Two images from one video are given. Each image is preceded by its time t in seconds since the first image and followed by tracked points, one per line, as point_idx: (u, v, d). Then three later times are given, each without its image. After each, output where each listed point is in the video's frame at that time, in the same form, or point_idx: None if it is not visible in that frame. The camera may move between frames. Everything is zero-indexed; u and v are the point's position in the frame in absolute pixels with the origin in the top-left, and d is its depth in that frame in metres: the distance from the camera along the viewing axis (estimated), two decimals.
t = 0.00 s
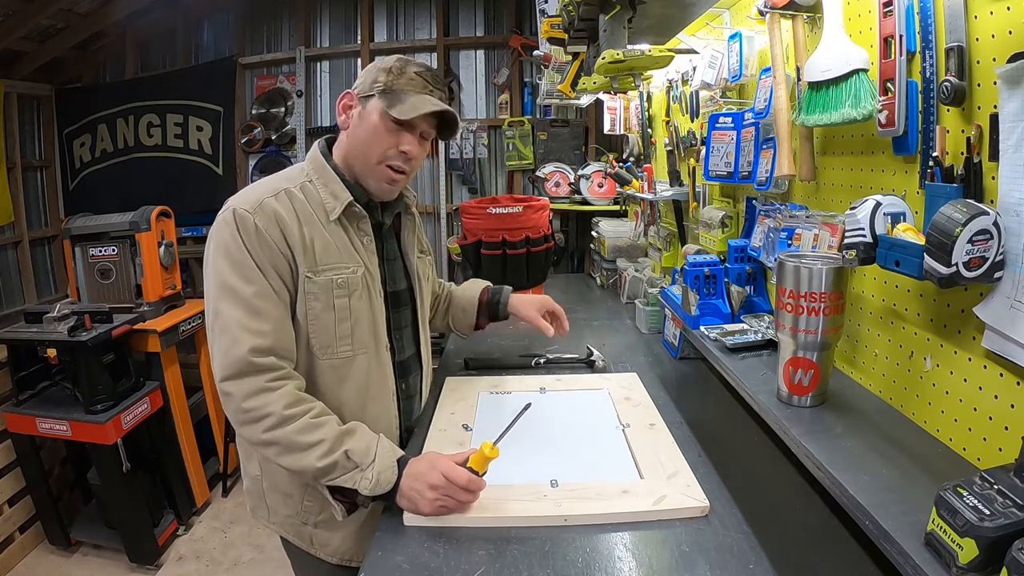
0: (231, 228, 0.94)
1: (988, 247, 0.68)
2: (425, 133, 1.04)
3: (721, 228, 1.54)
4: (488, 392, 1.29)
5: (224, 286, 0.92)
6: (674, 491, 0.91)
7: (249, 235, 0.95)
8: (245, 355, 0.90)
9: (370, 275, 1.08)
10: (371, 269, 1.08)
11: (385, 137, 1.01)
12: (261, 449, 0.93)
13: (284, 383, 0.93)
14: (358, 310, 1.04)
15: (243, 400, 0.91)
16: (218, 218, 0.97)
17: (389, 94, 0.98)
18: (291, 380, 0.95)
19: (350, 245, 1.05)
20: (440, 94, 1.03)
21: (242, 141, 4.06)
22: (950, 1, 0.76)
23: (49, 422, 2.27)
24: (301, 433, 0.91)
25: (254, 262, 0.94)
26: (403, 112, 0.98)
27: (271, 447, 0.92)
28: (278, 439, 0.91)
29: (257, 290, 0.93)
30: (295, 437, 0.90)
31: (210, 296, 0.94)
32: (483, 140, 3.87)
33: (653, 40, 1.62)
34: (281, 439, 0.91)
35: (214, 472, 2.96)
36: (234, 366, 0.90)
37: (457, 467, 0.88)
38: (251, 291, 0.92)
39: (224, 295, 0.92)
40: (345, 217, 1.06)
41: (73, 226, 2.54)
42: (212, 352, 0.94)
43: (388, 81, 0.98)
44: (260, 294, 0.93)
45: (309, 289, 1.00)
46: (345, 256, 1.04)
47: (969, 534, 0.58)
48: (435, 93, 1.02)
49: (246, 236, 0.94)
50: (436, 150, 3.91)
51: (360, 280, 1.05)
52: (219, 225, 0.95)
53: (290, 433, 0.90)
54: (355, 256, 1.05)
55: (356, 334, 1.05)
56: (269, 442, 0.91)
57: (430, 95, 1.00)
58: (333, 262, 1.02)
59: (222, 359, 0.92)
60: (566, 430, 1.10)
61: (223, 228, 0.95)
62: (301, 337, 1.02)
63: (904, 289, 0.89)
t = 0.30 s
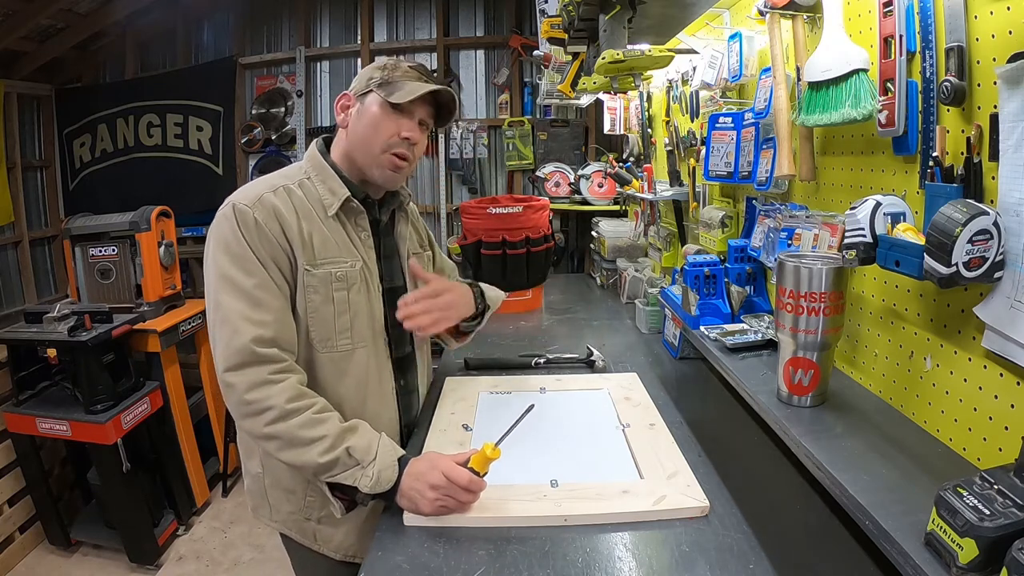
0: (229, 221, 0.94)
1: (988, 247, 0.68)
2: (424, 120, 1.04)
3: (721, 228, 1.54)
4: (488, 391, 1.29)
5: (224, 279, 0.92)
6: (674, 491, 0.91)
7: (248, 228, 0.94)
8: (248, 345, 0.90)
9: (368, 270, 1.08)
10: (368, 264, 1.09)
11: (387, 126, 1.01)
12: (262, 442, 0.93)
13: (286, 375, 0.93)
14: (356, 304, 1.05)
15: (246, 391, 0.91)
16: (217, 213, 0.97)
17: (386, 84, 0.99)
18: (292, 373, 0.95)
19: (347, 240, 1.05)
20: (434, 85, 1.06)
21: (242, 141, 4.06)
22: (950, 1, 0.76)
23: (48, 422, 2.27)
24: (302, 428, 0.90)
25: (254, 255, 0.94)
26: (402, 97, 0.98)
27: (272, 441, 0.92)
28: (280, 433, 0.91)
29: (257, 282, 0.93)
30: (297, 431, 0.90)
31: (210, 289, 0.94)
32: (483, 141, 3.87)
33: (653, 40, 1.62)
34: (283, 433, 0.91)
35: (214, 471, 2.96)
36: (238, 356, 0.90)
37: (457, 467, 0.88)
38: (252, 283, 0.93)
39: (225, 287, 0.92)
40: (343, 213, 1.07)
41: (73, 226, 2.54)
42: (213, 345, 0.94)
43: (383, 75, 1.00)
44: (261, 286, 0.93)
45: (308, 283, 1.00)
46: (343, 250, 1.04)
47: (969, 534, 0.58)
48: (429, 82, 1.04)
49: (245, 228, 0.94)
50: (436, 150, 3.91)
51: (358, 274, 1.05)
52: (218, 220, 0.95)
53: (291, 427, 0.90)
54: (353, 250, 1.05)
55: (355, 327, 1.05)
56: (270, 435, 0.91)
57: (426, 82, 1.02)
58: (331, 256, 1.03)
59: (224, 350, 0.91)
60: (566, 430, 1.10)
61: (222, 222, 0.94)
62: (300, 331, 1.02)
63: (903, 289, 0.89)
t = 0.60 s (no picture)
0: (228, 225, 0.94)
1: (988, 247, 0.68)
2: (426, 135, 1.03)
3: (721, 228, 1.54)
4: (488, 392, 1.29)
5: (221, 283, 0.93)
6: (674, 491, 0.91)
7: (246, 233, 0.95)
8: (245, 349, 0.90)
9: (367, 278, 1.08)
10: (367, 272, 1.08)
11: (386, 141, 1.01)
12: (261, 444, 0.93)
13: (284, 378, 0.93)
14: (352, 313, 1.04)
15: (244, 394, 0.91)
16: (217, 215, 0.97)
17: (388, 97, 0.98)
18: (290, 376, 0.95)
19: (346, 248, 1.05)
20: (441, 95, 1.03)
21: (242, 141, 4.06)
22: (950, 1, 0.76)
23: (49, 422, 2.27)
24: (301, 429, 0.91)
25: (251, 260, 0.95)
26: (401, 114, 0.97)
27: (271, 442, 0.92)
28: (279, 435, 0.91)
29: (255, 287, 0.93)
30: (295, 433, 0.90)
31: (208, 291, 0.94)
32: (483, 141, 3.87)
33: (653, 40, 1.62)
34: (281, 434, 0.91)
35: (213, 471, 2.97)
36: (236, 360, 0.90)
37: (458, 467, 0.88)
38: (249, 289, 0.93)
39: (222, 291, 0.93)
40: (343, 220, 1.06)
41: (73, 226, 2.54)
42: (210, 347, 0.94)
43: (385, 84, 0.98)
44: (259, 292, 0.94)
45: (304, 291, 1.00)
46: (341, 258, 1.04)
47: (969, 534, 0.58)
48: (435, 95, 1.01)
49: (243, 234, 0.95)
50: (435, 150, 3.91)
51: (356, 283, 1.05)
52: (217, 222, 0.96)
53: (290, 429, 0.90)
54: (352, 258, 1.05)
55: (350, 336, 1.05)
56: (269, 436, 0.91)
57: (430, 96, 1.00)
58: (328, 264, 1.02)
59: (221, 353, 0.91)
60: (566, 430, 1.10)
61: (221, 226, 0.95)
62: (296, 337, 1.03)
63: (903, 289, 0.89)
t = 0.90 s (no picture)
0: (239, 225, 0.94)
1: (989, 247, 0.68)
2: (431, 133, 1.02)
3: (721, 228, 1.54)
4: (488, 392, 1.29)
5: (229, 284, 0.92)
6: (674, 491, 0.91)
7: (257, 234, 0.95)
8: (248, 353, 0.90)
9: (376, 283, 1.08)
10: (377, 277, 1.08)
11: (389, 141, 1.01)
12: (261, 444, 0.93)
13: (285, 381, 0.93)
14: (361, 319, 1.04)
15: (244, 397, 0.91)
16: (227, 214, 0.97)
17: (390, 96, 0.98)
18: (292, 378, 0.95)
19: (358, 253, 1.05)
20: (445, 93, 1.02)
21: (242, 141, 4.06)
22: (950, 1, 0.76)
23: (48, 422, 2.27)
24: (301, 430, 0.91)
25: (261, 262, 0.94)
26: (402, 113, 0.97)
27: (271, 443, 0.92)
28: (279, 435, 0.91)
29: (263, 291, 0.93)
30: (295, 434, 0.90)
31: (215, 291, 0.94)
32: (483, 141, 3.87)
33: (653, 40, 1.62)
34: (282, 436, 0.91)
35: (214, 472, 2.97)
36: (237, 363, 0.90)
37: (458, 467, 0.88)
38: (258, 292, 0.93)
39: (229, 293, 0.92)
40: (355, 225, 1.06)
41: (73, 226, 2.54)
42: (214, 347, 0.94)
43: (389, 83, 0.98)
44: (267, 295, 0.94)
45: (313, 295, 1.00)
46: (352, 264, 1.04)
47: (969, 534, 0.58)
48: (438, 92, 1.01)
49: (254, 235, 0.94)
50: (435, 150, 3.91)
51: (366, 289, 1.05)
52: (227, 221, 0.95)
53: (290, 430, 0.90)
54: (363, 264, 1.05)
55: (357, 342, 1.04)
56: (269, 437, 0.91)
57: (432, 93, 0.99)
58: (339, 269, 1.02)
59: (224, 355, 0.91)
60: (566, 430, 1.10)
61: (231, 225, 0.94)
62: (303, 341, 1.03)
63: (904, 289, 0.89)
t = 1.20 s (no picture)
0: (245, 222, 0.94)
1: (989, 247, 0.68)
2: (437, 127, 1.02)
3: (721, 228, 1.54)
4: (488, 392, 1.29)
5: (235, 281, 0.92)
6: (674, 491, 0.91)
7: (264, 231, 0.95)
8: (252, 350, 0.90)
9: (381, 281, 1.08)
10: (382, 276, 1.08)
11: (397, 137, 1.01)
12: (263, 443, 0.93)
13: (288, 379, 0.93)
14: (366, 317, 1.04)
15: (247, 394, 0.91)
16: (234, 210, 0.97)
17: (395, 92, 0.98)
18: (294, 376, 0.95)
19: (364, 251, 1.05)
20: (449, 86, 1.02)
21: (242, 141, 4.06)
22: (950, 1, 0.76)
23: (48, 422, 2.27)
24: (303, 429, 0.91)
25: (267, 259, 0.94)
26: (409, 107, 0.97)
27: (272, 441, 0.92)
28: (280, 434, 0.91)
29: (269, 287, 0.93)
30: (298, 433, 0.90)
31: (220, 288, 0.94)
32: (483, 141, 3.87)
33: (653, 40, 1.62)
34: (283, 434, 0.91)
35: (214, 472, 2.97)
36: (239, 359, 0.90)
37: (458, 467, 0.88)
38: (263, 288, 0.93)
39: (234, 289, 0.92)
40: (361, 223, 1.06)
41: (73, 226, 2.54)
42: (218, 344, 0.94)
43: (393, 80, 0.98)
44: (273, 292, 0.94)
45: (319, 292, 1.01)
46: (359, 262, 1.04)
47: (969, 534, 0.58)
48: (442, 85, 1.01)
49: (260, 231, 0.94)
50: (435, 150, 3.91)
51: (372, 287, 1.05)
52: (234, 218, 0.95)
53: (292, 429, 0.90)
54: (369, 262, 1.05)
55: (362, 340, 1.04)
56: (270, 436, 0.92)
57: (437, 87, 0.99)
58: (345, 267, 1.02)
59: (227, 352, 0.91)
60: (566, 430, 1.10)
61: (238, 222, 0.95)
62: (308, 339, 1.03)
63: (904, 289, 0.89)
